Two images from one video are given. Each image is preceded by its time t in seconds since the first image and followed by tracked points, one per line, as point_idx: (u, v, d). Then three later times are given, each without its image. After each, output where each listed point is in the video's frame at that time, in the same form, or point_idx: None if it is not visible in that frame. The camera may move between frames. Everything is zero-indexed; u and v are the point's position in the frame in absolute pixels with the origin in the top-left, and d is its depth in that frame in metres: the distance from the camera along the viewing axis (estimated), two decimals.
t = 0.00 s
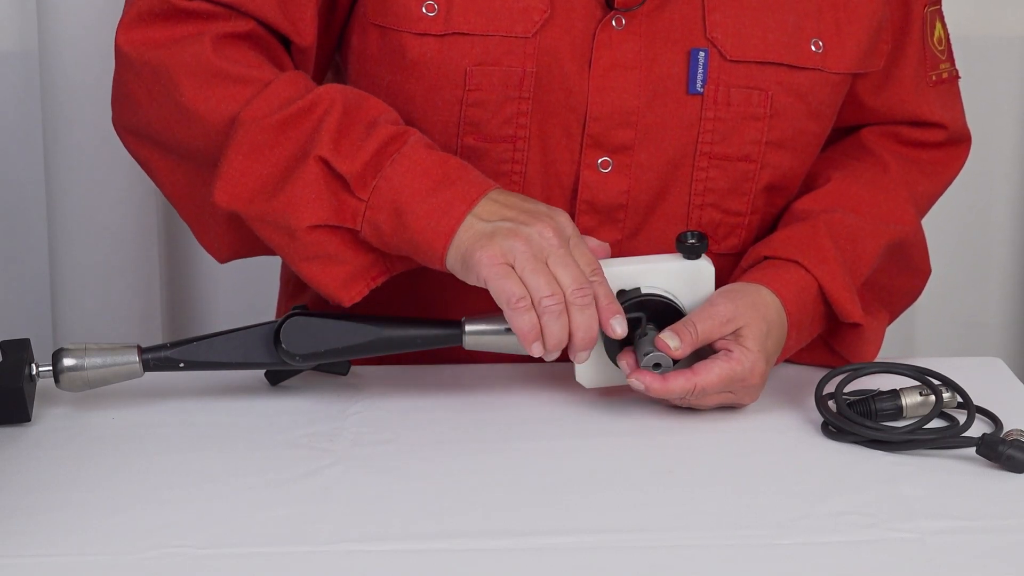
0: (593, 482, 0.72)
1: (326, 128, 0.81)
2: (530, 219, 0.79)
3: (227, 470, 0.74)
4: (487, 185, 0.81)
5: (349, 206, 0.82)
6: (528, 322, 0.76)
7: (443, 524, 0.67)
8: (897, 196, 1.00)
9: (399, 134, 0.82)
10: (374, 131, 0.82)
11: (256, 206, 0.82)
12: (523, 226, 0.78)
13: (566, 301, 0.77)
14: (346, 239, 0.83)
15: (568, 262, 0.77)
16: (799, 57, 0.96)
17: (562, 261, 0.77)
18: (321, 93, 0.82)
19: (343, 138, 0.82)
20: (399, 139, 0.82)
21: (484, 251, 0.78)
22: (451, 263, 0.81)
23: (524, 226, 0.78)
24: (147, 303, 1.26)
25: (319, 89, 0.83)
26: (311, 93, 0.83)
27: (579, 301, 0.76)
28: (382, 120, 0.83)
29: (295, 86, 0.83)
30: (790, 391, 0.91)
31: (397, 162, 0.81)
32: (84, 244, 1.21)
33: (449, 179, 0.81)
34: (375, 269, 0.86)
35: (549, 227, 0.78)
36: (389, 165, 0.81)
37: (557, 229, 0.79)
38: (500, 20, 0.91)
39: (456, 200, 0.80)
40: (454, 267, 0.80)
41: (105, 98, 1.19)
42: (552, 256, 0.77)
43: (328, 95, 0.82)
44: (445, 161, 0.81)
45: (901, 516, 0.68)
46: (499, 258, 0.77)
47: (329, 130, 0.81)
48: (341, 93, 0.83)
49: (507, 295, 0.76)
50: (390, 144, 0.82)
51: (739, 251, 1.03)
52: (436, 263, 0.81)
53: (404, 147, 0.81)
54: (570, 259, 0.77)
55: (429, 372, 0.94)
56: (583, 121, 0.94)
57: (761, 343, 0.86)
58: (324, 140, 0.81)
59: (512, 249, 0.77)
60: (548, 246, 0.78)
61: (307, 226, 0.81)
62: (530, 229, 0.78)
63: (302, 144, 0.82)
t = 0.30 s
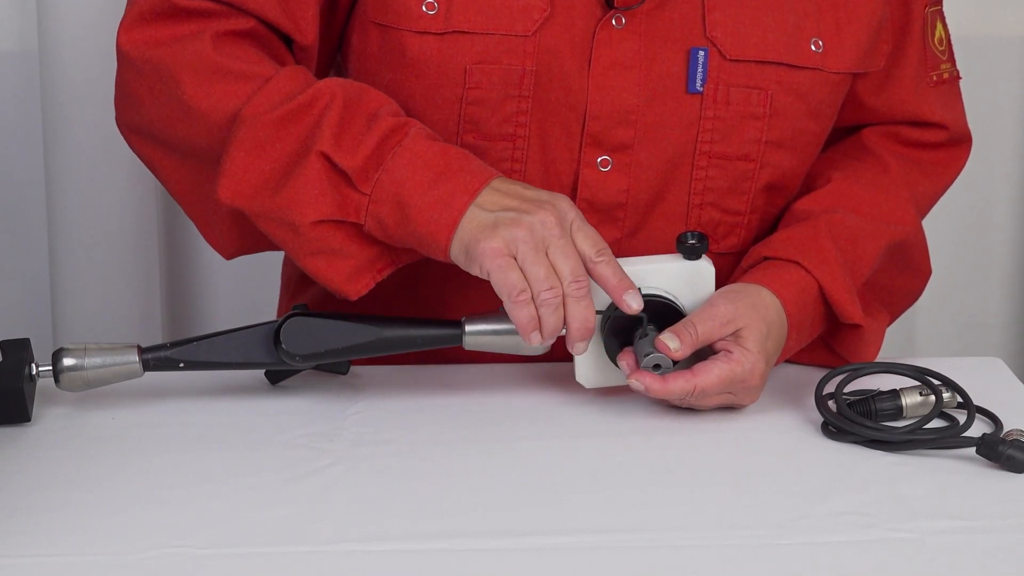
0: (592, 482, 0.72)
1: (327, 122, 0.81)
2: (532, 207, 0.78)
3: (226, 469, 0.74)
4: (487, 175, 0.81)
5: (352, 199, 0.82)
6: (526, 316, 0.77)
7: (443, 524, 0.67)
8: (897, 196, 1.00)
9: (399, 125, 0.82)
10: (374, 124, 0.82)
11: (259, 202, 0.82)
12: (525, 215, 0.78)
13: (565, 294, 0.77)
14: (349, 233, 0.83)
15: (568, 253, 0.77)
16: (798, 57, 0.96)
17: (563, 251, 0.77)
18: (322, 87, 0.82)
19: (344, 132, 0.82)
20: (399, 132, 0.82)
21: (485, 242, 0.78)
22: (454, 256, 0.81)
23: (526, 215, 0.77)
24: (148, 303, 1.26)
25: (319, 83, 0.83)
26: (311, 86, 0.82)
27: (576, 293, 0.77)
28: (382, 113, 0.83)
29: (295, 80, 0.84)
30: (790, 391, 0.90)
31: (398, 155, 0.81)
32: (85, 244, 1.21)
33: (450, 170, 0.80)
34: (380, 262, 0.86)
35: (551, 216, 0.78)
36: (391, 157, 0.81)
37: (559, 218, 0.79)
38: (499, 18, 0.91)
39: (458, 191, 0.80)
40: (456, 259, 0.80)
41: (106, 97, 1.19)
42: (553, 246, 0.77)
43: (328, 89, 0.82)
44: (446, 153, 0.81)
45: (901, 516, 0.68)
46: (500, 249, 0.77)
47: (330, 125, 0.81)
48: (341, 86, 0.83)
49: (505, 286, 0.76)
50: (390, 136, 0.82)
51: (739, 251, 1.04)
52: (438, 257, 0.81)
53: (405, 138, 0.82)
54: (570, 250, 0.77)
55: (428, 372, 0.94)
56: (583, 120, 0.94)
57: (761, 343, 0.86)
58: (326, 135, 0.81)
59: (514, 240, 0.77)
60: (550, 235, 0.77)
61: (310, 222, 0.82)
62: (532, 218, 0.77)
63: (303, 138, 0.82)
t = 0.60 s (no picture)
0: (593, 482, 0.72)
1: (318, 133, 0.81)
2: (521, 218, 0.78)
3: (226, 470, 0.74)
4: (481, 183, 0.81)
5: (345, 209, 0.82)
6: (524, 330, 0.78)
7: (443, 524, 0.67)
8: (897, 196, 1.00)
9: (392, 134, 0.82)
10: (367, 132, 0.82)
11: (253, 213, 0.83)
12: (514, 228, 0.77)
13: (562, 305, 0.77)
14: (344, 242, 0.84)
15: (561, 264, 0.77)
16: (799, 58, 0.96)
17: (555, 263, 0.77)
18: (315, 97, 0.82)
19: (335, 142, 0.82)
20: (391, 140, 0.82)
21: (477, 258, 0.78)
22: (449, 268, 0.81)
23: (515, 228, 0.77)
24: (148, 300, 1.26)
25: (311, 92, 0.83)
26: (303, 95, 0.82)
27: (574, 300, 0.77)
28: (374, 120, 0.83)
29: (289, 88, 0.83)
30: (791, 391, 0.90)
31: (390, 165, 0.81)
32: (84, 244, 1.21)
33: (442, 179, 0.80)
34: (376, 268, 0.86)
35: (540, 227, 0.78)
36: (383, 167, 0.81)
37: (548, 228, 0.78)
38: (500, 18, 0.91)
39: (451, 201, 0.79)
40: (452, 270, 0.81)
41: (106, 97, 1.19)
42: (546, 258, 0.77)
43: (321, 98, 0.82)
44: (439, 162, 0.81)
45: (901, 516, 0.68)
46: (493, 265, 0.77)
47: (322, 135, 0.81)
48: (334, 94, 0.82)
49: (500, 303, 0.77)
50: (382, 146, 0.82)
51: (739, 251, 1.04)
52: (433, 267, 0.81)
53: (396, 148, 0.82)
54: (562, 260, 0.77)
55: (429, 372, 0.94)
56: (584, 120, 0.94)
57: (762, 343, 0.86)
58: (317, 147, 0.81)
59: (505, 255, 0.77)
60: (542, 247, 0.77)
61: (304, 234, 0.82)
62: (521, 231, 0.77)
63: (296, 149, 0.82)
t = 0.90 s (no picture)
0: (593, 482, 0.72)
1: (333, 150, 0.81)
2: (528, 236, 0.78)
3: (226, 470, 0.74)
4: (496, 193, 0.80)
5: (364, 223, 0.82)
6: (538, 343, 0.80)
7: (443, 524, 0.67)
8: (898, 196, 1.00)
9: (406, 145, 0.82)
10: (380, 145, 0.82)
11: (275, 235, 0.83)
12: (520, 249, 0.77)
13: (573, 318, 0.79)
14: (367, 255, 0.84)
15: (569, 282, 0.77)
16: (800, 57, 0.96)
17: (564, 281, 0.77)
18: (326, 111, 0.81)
19: (349, 158, 0.82)
20: (405, 151, 0.81)
21: (487, 279, 0.79)
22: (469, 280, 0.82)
23: (522, 250, 0.77)
24: (148, 302, 1.26)
25: (323, 105, 0.82)
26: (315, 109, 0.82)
27: (587, 314, 0.78)
28: (387, 130, 0.83)
29: (300, 101, 0.83)
30: (791, 391, 0.90)
31: (405, 179, 0.81)
32: (85, 244, 1.21)
33: (458, 191, 0.80)
34: (403, 276, 0.86)
35: (549, 246, 0.77)
36: (398, 182, 0.81)
37: (557, 245, 0.78)
38: (500, 19, 0.91)
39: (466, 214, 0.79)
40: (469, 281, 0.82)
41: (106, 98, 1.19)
42: (555, 277, 0.78)
43: (333, 112, 0.82)
44: (454, 173, 0.80)
45: (901, 516, 0.68)
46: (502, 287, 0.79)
47: (335, 153, 0.81)
48: (346, 106, 0.82)
49: (511, 323, 0.79)
50: (397, 159, 0.81)
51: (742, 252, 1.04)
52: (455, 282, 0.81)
53: (411, 159, 0.81)
54: (572, 279, 0.77)
55: (430, 372, 0.94)
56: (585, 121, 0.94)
57: (762, 343, 0.86)
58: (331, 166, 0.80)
59: (513, 279, 0.78)
60: (550, 266, 0.77)
61: (324, 254, 0.82)
62: (527, 253, 0.77)
63: (311, 167, 0.82)
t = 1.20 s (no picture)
0: (594, 482, 0.72)
1: (318, 145, 0.80)
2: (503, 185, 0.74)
3: (226, 470, 0.74)
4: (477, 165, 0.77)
5: (351, 216, 0.81)
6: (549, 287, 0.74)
7: (443, 524, 0.67)
8: (898, 196, 1.00)
9: (390, 136, 0.80)
10: (365, 136, 0.81)
11: (264, 232, 0.82)
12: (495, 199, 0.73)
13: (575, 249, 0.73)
14: (357, 250, 0.82)
15: (552, 215, 0.72)
16: (800, 56, 0.96)
17: (548, 215, 0.72)
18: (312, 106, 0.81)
19: (335, 151, 0.81)
20: (389, 141, 0.80)
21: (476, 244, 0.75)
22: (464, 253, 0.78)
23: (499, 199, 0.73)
24: (148, 302, 1.25)
25: (311, 101, 0.82)
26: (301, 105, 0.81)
27: (587, 242, 0.73)
28: (376, 122, 0.81)
29: (290, 100, 0.83)
30: (792, 391, 0.90)
31: (387, 167, 0.79)
32: (84, 244, 1.21)
33: (440, 172, 0.78)
34: (399, 275, 0.85)
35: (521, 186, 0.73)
36: (381, 172, 0.79)
37: (531, 182, 0.73)
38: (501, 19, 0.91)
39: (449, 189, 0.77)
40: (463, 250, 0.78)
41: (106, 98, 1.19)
42: (537, 215, 0.72)
43: (318, 107, 0.81)
44: (436, 156, 0.78)
45: (901, 516, 0.68)
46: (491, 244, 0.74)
47: (320, 146, 0.80)
48: (333, 102, 0.81)
49: (513, 279, 0.74)
50: (380, 148, 0.80)
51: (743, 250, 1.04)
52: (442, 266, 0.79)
53: (394, 148, 0.79)
54: (554, 210, 0.72)
55: (431, 372, 0.94)
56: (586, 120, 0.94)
57: (765, 344, 0.86)
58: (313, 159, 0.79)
59: (496, 231, 0.73)
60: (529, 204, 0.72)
61: (311, 246, 0.81)
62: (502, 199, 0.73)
63: (298, 162, 0.81)
